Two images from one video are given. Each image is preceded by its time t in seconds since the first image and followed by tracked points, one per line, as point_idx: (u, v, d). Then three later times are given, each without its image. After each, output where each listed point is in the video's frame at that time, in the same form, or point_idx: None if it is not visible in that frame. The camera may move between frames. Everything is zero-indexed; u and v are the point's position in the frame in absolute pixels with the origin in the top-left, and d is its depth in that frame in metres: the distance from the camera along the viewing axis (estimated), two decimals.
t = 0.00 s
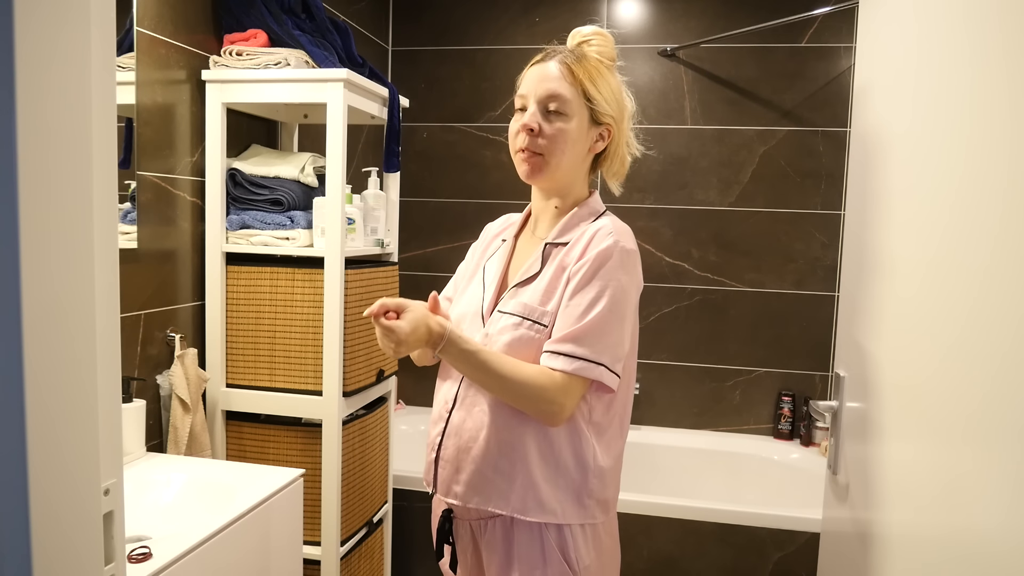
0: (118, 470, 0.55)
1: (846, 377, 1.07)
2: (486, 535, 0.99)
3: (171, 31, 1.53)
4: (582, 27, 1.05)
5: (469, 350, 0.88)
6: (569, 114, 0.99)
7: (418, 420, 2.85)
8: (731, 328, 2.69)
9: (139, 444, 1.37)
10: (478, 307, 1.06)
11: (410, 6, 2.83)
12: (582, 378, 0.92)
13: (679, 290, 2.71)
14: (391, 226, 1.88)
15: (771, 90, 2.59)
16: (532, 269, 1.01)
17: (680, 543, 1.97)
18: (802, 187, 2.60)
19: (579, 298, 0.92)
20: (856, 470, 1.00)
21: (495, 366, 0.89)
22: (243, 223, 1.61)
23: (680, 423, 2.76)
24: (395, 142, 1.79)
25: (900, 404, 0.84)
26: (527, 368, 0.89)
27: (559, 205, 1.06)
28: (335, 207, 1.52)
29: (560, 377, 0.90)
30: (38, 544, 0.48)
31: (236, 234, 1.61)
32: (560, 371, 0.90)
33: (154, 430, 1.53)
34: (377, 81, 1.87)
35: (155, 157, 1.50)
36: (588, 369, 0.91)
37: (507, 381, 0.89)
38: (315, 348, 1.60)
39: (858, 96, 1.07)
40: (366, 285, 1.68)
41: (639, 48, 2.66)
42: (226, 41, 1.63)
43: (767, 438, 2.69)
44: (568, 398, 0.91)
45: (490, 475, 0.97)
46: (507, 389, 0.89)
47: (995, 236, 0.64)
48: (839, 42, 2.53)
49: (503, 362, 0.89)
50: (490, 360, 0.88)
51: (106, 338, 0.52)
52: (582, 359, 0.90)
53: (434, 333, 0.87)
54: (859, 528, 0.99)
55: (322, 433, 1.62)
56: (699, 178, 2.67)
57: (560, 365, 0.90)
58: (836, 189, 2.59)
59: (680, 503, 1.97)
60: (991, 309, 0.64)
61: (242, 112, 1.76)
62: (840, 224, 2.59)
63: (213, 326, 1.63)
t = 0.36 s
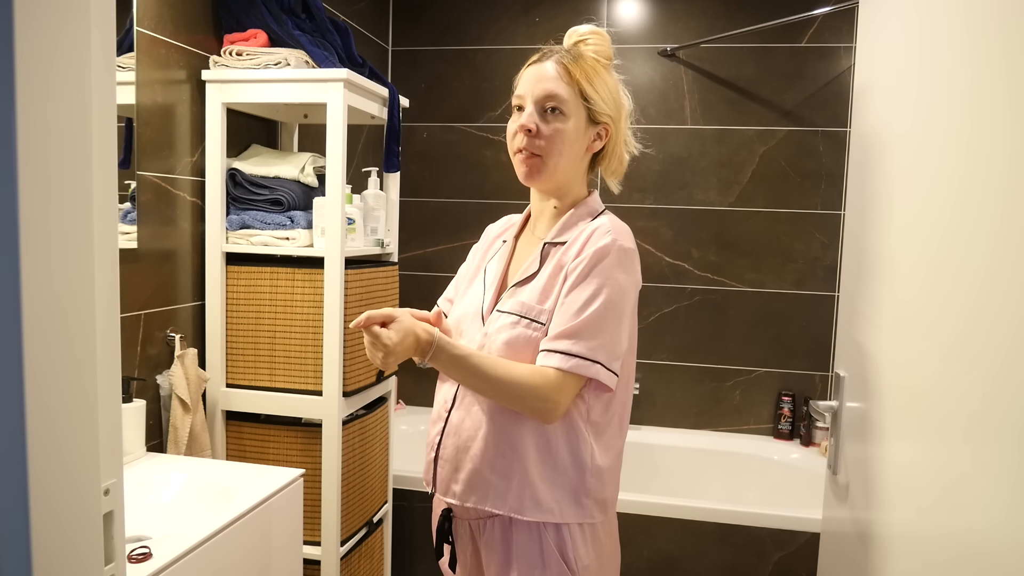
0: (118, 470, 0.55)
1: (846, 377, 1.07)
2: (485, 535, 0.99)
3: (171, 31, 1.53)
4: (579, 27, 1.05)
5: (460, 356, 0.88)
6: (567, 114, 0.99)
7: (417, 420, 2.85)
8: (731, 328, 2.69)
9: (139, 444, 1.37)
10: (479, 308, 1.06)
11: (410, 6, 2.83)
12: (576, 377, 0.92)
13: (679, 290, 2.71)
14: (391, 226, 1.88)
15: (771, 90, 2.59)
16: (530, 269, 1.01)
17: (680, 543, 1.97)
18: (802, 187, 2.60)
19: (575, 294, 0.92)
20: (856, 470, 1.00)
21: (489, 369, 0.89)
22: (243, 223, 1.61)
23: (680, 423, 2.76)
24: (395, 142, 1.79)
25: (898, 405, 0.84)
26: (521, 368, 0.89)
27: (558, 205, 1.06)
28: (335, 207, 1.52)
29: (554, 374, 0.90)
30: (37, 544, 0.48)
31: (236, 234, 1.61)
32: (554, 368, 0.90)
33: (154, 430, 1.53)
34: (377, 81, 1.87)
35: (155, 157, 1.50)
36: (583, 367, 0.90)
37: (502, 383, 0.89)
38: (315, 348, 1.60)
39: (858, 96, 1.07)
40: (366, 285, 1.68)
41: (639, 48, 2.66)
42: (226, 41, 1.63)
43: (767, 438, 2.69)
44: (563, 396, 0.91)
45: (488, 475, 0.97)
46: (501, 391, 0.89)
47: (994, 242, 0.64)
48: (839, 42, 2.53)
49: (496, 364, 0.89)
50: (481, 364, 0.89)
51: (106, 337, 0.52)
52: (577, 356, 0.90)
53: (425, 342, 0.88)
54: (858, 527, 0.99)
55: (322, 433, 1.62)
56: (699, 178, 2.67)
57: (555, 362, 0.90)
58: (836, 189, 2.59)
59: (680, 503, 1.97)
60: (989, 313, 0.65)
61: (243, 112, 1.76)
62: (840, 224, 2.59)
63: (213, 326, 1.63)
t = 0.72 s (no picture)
0: (117, 469, 0.55)
1: (846, 377, 1.07)
2: (487, 535, 0.99)
3: (170, 31, 1.53)
4: (572, 26, 1.05)
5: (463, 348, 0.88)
6: (563, 114, 0.99)
7: (417, 420, 2.85)
8: (732, 328, 2.69)
9: (139, 444, 1.37)
10: (482, 311, 1.06)
11: (410, 5, 2.83)
12: (580, 373, 0.91)
13: (679, 290, 2.71)
14: (391, 226, 1.88)
15: (770, 90, 2.59)
16: (533, 270, 1.01)
17: (680, 543, 1.97)
18: (802, 187, 2.60)
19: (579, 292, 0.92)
20: (856, 470, 1.00)
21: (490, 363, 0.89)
22: (243, 224, 1.61)
23: (680, 423, 2.76)
24: (395, 142, 1.79)
25: (897, 404, 0.85)
26: (522, 363, 0.89)
27: (558, 205, 1.06)
28: (335, 207, 1.52)
29: (555, 369, 0.90)
30: (38, 543, 0.48)
31: (236, 234, 1.61)
32: (556, 364, 0.90)
33: (154, 430, 1.53)
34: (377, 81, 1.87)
35: (155, 157, 1.50)
36: (584, 364, 0.90)
37: (503, 377, 0.88)
38: (315, 348, 1.60)
39: (858, 95, 1.08)
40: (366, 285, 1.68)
41: (639, 48, 2.66)
42: (226, 41, 1.63)
43: (767, 438, 2.69)
44: (567, 392, 0.90)
45: (490, 475, 0.97)
46: (503, 385, 0.88)
47: (993, 245, 0.64)
48: (839, 42, 2.53)
49: (500, 357, 0.89)
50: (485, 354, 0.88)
51: (105, 334, 0.52)
52: (580, 353, 0.90)
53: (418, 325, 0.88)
54: (859, 528, 0.99)
55: (322, 433, 1.62)
56: (699, 178, 2.67)
57: (556, 359, 0.90)
58: (836, 189, 2.59)
59: (680, 503, 1.97)
60: (988, 315, 0.65)
61: (242, 112, 1.76)
62: (840, 224, 2.59)
63: (213, 326, 1.63)
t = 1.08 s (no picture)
0: (118, 470, 0.55)
1: (846, 376, 1.07)
2: (489, 534, 0.99)
3: (171, 31, 1.53)
4: (572, 27, 1.05)
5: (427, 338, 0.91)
6: (564, 113, 1.00)
7: (418, 420, 2.85)
8: (732, 328, 2.69)
9: (139, 444, 1.37)
10: (481, 309, 1.06)
11: (410, 5, 2.83)
12: (574, 360, 0.90)
13: (679, 290, 2.71)
14: (391, 226, 1.88)
15: (770, 90, 2.59)
16: (531, 265, 1.01)
17: (680, 543, 1.97)
18: (802, 187, 2.60)
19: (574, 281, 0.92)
20: (856, 469, 1.01)
21: (465, 360, 0.89)
22: (243, 224, 1.61)
23: (680, 423, 2.76)
24: (395, 142, 1.79)
25: (898, 404, 0.85)
26: (507, 358, 0.89)
27: (558, 204, 1.06)
28: (335, 207, 1.52)
29: (548, 357, 0.89)
30: (37, 544, 0.48)
31: (236, 234, 1.61)
32: (546, 353, 0.89)
33: (154, 430, 1.53)
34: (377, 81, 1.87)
35: (155, 157, 1.50)
36: (579, 351, 0.89)
37: (485, 374, 0.88)
38: (315, 348, 1.60)
39: (857, 95, 1.07)
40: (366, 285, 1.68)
41: (639, 48, 2.66)
42: (226, 41, 1.63)
43: (767, 438, 2.69)
44: (561, 378, 0.89)
45: (492, 472, 0.97)
46: (492, 382, 0.89)
47: (993, 246, 0.64)
48: (839, 42, 2.53)
49: (480, 354, 0.89)
50: (461, 355, 0.89)
51: (105, 335, 0.52)
52: (572, 338, 0.89)
53: (374, 321, 0.94)
54: (859, 527, 0.99)
55: (322, 433, 1.62)
56: (699, 178, 2.67)
57: (549, 347, 0.89)
58: (836, 189, 2.59)
59: (680, 503, 1.97)
60: (988, 316, 0.65)
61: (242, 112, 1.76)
62: (840, 223, 2.59)
63: (213, 327, 1.63)
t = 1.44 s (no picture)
0: (118, 470, 0.55)
1: (846, 377, 1.07)
2: (488, 534, 0.99)
3: (171, 31, 1.53)
4: (576, 28, 1.05)
5: (415, 333, 0.93)
6: (570, 114, 1.00)
7: (418, 420, 2.85)
8: (731, 328, 2.69)
9: (139, 444, 1.37)
10: (482, 308, 1.06)
11: (410, 6, 2.83)
12: (572, 357, 0.89)
13: (678, 290, 2.71)
14: (391, 226, 1.88)
15: (770, 90, 2.59)
16: (530, 263, 1.01)
17: (680, 543, 1.97)
18: (802, 187, 2.60)
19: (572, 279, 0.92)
20: (856, 469, 1.01)
21: (461, 354, 0.89)
22: (243, 224, 1.61)
23: (680, 423, 2.76)
24: (395, 142, 1.79)
25: (898, 403, 0.85)
26: (503, 354, 0.89)
27: (559, 204, 1.06)
28: (335, 207, 1.52)
29: (545, 354, 0.89)
30: (38, 545, 0.48)
31: (236, 234, 1.61)
32: (542, 349, 0.89)
33: (154, 430, 1.53)
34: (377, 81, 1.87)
35: (155, 157, 1.50)
36: (576, 348, 0.89)
37: (485, 372, 0.88)
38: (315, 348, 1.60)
39: (857, 94, 1.07)
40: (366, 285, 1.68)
41: (639, 48, 2.66)
42: (226, 41, 1.63)
43: (767, 438, 2.69)
44: (559, 376, 0.89)
45: (491, 471, 0.97)
46: (487, 376, 0.89)
47: (993, 245, 0.64)
48: (839, 43, 2.54)
49: (478, 353, 0.89)
50: (459, 352, 0.89)
51: (104, 335, 0.51)
52: (569, 335, 0.89)
53: (358, 325, 0.96)
54: (858, 527, 0.99)
55: (322, 433, 1.62)
56: (699, 178, 2.67)
57: (546, 344, 0.89)
58: (836, 189, 2.59)
59: (680, 503, 1.97)
60: (988, 317, 0.65)
61: (242, 112, 1.76)
62: (840, 223, 2.59)
63: (213, 327, 1.63)
